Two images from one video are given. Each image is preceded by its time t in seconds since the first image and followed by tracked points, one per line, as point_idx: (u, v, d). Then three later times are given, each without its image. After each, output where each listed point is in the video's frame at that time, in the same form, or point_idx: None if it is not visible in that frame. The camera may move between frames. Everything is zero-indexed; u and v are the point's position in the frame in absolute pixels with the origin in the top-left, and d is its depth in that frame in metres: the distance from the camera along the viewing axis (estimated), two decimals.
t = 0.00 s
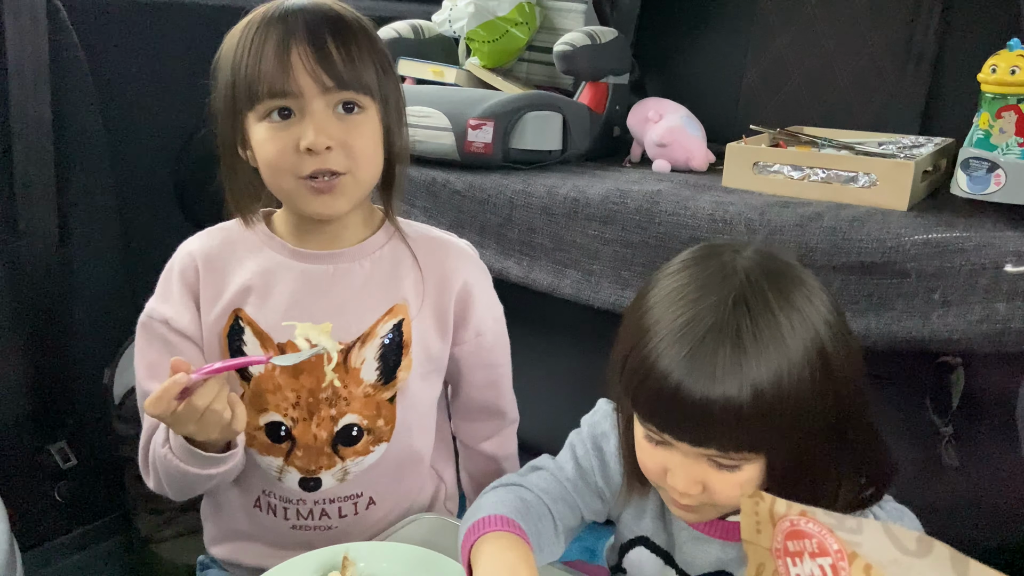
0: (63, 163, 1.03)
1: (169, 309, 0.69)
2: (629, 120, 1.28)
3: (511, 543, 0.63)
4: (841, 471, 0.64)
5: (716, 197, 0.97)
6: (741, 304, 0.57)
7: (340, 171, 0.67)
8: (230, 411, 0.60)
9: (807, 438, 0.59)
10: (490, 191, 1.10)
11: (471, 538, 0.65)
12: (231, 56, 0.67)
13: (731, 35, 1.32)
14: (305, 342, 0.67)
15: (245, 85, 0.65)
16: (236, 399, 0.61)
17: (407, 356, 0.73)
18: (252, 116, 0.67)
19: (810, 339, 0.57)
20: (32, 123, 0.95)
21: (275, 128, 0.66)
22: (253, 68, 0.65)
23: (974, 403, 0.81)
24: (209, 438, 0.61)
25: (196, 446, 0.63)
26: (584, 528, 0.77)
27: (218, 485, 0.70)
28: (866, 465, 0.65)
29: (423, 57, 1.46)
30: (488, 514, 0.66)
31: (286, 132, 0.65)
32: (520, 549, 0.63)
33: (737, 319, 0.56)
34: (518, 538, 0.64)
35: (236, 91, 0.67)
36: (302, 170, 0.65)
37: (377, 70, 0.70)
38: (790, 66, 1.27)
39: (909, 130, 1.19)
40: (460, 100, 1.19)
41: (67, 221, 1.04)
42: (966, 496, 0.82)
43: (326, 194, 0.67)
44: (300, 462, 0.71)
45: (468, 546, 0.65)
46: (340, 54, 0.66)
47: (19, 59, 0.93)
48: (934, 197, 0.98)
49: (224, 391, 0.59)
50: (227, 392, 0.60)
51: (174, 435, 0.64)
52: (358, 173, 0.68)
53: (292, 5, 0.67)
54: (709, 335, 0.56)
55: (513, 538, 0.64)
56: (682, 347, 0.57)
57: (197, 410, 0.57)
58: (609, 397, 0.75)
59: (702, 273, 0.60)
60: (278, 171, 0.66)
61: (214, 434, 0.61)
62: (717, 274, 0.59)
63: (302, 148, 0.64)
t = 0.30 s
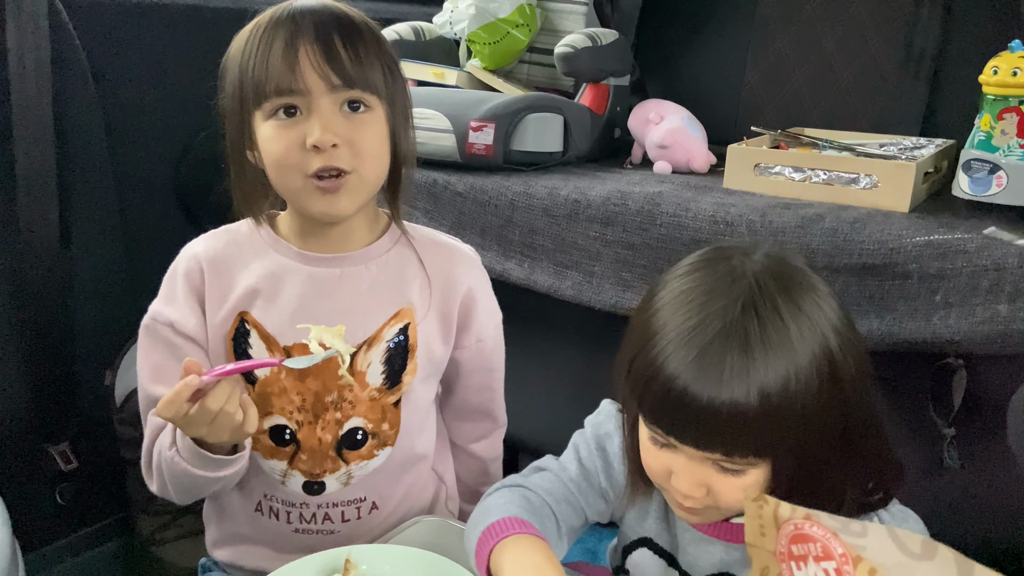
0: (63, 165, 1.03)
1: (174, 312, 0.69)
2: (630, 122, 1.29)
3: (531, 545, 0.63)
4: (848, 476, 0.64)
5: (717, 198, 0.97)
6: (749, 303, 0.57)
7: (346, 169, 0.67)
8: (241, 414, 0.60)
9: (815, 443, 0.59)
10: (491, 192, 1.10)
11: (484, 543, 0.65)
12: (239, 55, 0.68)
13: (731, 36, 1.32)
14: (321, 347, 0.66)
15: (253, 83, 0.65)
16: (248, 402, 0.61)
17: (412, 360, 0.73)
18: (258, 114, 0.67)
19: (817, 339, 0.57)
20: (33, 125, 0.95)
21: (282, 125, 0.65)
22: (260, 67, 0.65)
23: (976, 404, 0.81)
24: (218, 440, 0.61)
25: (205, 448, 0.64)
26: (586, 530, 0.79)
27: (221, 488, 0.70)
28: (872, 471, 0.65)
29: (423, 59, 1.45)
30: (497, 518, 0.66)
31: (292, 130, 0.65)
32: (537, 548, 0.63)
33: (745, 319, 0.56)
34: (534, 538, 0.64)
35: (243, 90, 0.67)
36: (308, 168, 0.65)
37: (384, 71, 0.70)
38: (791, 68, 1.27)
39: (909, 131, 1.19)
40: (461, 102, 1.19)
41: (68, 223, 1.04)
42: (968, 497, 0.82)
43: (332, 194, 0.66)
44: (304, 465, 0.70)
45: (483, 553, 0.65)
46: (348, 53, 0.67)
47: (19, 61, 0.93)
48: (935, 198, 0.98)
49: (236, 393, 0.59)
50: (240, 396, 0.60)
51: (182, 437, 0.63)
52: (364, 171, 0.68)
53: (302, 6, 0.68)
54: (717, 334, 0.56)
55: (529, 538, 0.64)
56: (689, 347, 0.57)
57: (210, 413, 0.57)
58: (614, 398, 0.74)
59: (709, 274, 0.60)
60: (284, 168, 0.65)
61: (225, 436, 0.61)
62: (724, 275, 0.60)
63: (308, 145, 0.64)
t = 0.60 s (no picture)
0: (64, 168, 1.03)
1: (175, 314, 0.69)
2: (631, 125, 1.29)
3: (541, 550, 0.63)
4: (851, 480, 0.64)
5: (717, 201, 0.97)
6: (750, 308, 0.57)
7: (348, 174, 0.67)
8: (243, 416, 0.60)
9: (818, 447, 0.59)
10: (492, 195, 1.11)
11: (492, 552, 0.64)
12: (241, 60, 0.68)
13: (732, 39, 1.32)
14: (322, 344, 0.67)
15: (255, 88, 0.65)
16: (248, 403, 0.61)
17: (413, 363, 0.73)
18: (260, 118, 0.67)
19: (819, 345, 0.58)
20: (35, 128, 0.95)
21: (283, 130, 0.65)
22: (262, 72, 0.66)
23: (977, 407, 0.81)
24: (218, 442, 0.61)
25: (205, 451, 0.64)
26: (588, 534, 0.79)
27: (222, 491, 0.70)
28: (875, 475, 0.65)
29: (424, 62, 1.46)
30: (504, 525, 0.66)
31: (293, 134, 0.65)
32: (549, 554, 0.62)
33: (747, 325, 0.56)
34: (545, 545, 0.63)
35: (245, 95, 0.67)
36: (309, 172, 0.65)
37: (386, 76, 0.70)
38: (791, 70, 1.27)
39: (910, 134, 1.19)
40: (461, 105, 1.19)
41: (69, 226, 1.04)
42: (969, 499, 0.82)
43: (332, 198, 0.66)
44: (304, 468, 0.70)
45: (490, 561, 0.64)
46: (349, 58, 0.67)
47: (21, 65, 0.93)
48: (935, 201, 0.98)
49: (237, 395, 0.59)
50: (240, 396, 0.60)
51: (183, 440, 0.63)
52: (366, 176, 0.68)
53: (303, 11, 0.68)
54: (719, 340, 0.56)
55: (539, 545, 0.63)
56: (691, 352, 0.57)
57: (211, 414, 0.57)
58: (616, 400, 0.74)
59: (712, 280, 0.60)
60: (284, 171, 0.65)
61: (225, 438, 0.61)
62: (727, 280, 0.60)
63: (309, 149, 0.64)
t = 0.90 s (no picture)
0: (64, 172, 1.03)
1: (171, 322, 0.69)
2: (631, 129, 1.29)
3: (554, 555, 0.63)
4: (852, 482, 0.64)
5: (717, 206, 0.97)
6: (748, 310, 0.57)
7: (344, 178, 0.67)
8: (239, 425, 0.60)
9: (818, 448, 0.59)
10: (492, 200, 1.11)
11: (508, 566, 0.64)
12: (236, 65, 0.68)
13: (731, 44, 1.32)
14: (321, 355, 0.65)
15: (250, 93, 0.66)
16: (247, 414, 0.62)
17: (409, 366, 0.73)
18: (254, 124, 0.67)
19: (820, 347, 0.57)
20: (35, 133, 0.95)
21: (277, 136, 0.65)
22: (258, 77, 0.66)
23: (978, 411, 0.81)
24: (216, 451, 0.61)
25: (204, 461, 0.64)
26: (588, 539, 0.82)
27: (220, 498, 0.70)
28: (876, 477, 0.65)
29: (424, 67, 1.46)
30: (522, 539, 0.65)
31: (289, 139, 0.65)
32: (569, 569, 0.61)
33: (746, 326, 0.56)
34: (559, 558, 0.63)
35: (242, 100, 0.67)
36: (304, 177, 0.65)
37: (382, 82, 0.70)
38: (791, 75, 1.27)
39: (909, 138, 1.19)
40: (461, 109, 1.19)
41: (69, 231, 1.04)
42: (970, 504, 0.82)
43: (328, 203, 0.67)
44: (302, 474, 0.70)
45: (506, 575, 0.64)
46: (345, 64, 0.67)
47: (21, 70, 0.93)
48: (935, 205, 0.98)
49: (235, 405, 0.59)
50: (238, 408, 0.61)
51: (180, 449, 0.63)
52: (362, 182, 0.68)
53: (300, 16, 0.68)
54: (718, 340, 0.56)
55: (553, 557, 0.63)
56: (690, 352, 0.57)
57: (208, 426, 0.57)
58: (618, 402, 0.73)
59: (712, 281, 0.60)
60: (279, 177, 0.65)
61: (224, 447, 0.61)
62: (727, 281, 0.60)
63: (304, 156, 0.64)
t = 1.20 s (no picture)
0: (65, 176, 1.03)
1: (164, 328, 0.70)
2: (631, 133, 1.29)
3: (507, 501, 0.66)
4: (849, 480, 0.64)
5: (717, 209, 0.97)
6: (747, 301, 0.58)
7: (338, 178, 0.66)
8: (234, 437, 0.60)
9: (817, 441, 0.60)
10: (492, 204, 1.11)
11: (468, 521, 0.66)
12: (236, 67, 0.68)
13: (731, 48, 1.33)
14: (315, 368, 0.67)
15: (247, 92, 0.66)
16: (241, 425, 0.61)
17: (405, 377, 0.73)
18: (250, 123, 0.67)
19: (820, 339, 0.58)
20: (37, 136, 0.95)
21: (272, 134, 0.66)
22: (254, 77, 0.66)
23: (978, 415, 0.81)
24: (211, 463, 0.61)
25: (195, 470, 0.63)
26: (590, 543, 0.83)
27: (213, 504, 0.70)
28: (875, 477, 0.66)
29: (424, 71, 1.46)
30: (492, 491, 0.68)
31: (284, 139, 0.65)
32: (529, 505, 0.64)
33: (747, 315, 0.57)
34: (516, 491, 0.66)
35: (238, 101, 0.68)
36: (297, 178, 0.65)
37: (380, 90, 0.70)
38: (791, 79, 1.27)
39: (909, 142, 1.19)
40: (462, 113, 1.19)
41: (71, 235, 1.04)
42: (972, 508, 0.82)
43: (323, 205, 0.66)
44: (296, 482, 0.71)
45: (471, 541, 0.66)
46: (341, 65, 0.67)
47: (23, 74, 0.93)
48: (935, 209, 0.98)
49: (229, 417, 0.59)
50: (233, 419, 0.60)
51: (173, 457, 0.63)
52: (358, 183, 0.68)
53: (299, 19, 0.68)
54: (717, 330, 0.57)
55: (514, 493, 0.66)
56: (692, 339, 0.58)
57: (203, 438, 0.57)
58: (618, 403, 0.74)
59: (715, 272, 0.61)
60: (273, 178, 0.65)
61: (218, 459, 0.61)
62: (731, 271, 0.61)
63: (297, 156, 0.64)
